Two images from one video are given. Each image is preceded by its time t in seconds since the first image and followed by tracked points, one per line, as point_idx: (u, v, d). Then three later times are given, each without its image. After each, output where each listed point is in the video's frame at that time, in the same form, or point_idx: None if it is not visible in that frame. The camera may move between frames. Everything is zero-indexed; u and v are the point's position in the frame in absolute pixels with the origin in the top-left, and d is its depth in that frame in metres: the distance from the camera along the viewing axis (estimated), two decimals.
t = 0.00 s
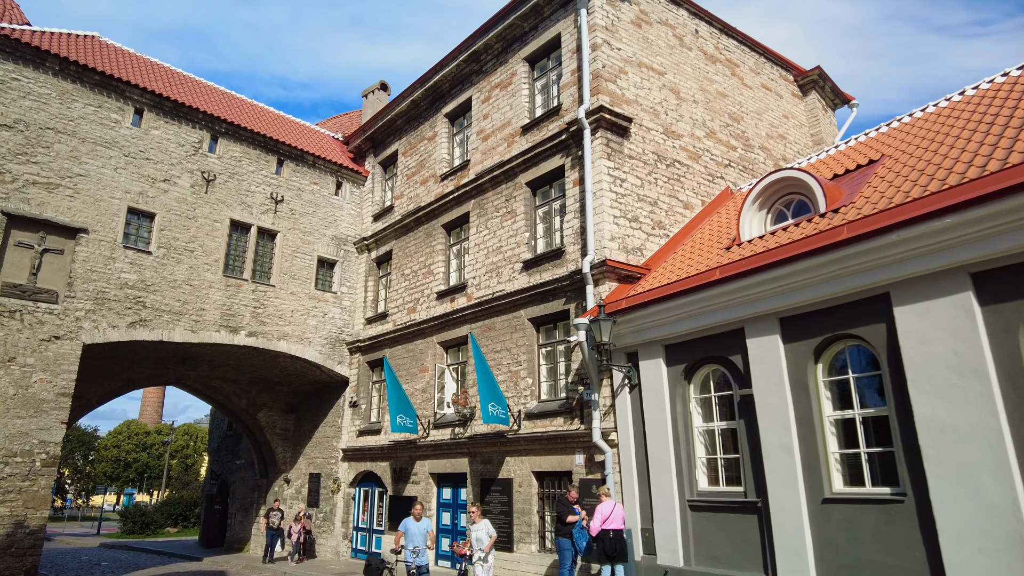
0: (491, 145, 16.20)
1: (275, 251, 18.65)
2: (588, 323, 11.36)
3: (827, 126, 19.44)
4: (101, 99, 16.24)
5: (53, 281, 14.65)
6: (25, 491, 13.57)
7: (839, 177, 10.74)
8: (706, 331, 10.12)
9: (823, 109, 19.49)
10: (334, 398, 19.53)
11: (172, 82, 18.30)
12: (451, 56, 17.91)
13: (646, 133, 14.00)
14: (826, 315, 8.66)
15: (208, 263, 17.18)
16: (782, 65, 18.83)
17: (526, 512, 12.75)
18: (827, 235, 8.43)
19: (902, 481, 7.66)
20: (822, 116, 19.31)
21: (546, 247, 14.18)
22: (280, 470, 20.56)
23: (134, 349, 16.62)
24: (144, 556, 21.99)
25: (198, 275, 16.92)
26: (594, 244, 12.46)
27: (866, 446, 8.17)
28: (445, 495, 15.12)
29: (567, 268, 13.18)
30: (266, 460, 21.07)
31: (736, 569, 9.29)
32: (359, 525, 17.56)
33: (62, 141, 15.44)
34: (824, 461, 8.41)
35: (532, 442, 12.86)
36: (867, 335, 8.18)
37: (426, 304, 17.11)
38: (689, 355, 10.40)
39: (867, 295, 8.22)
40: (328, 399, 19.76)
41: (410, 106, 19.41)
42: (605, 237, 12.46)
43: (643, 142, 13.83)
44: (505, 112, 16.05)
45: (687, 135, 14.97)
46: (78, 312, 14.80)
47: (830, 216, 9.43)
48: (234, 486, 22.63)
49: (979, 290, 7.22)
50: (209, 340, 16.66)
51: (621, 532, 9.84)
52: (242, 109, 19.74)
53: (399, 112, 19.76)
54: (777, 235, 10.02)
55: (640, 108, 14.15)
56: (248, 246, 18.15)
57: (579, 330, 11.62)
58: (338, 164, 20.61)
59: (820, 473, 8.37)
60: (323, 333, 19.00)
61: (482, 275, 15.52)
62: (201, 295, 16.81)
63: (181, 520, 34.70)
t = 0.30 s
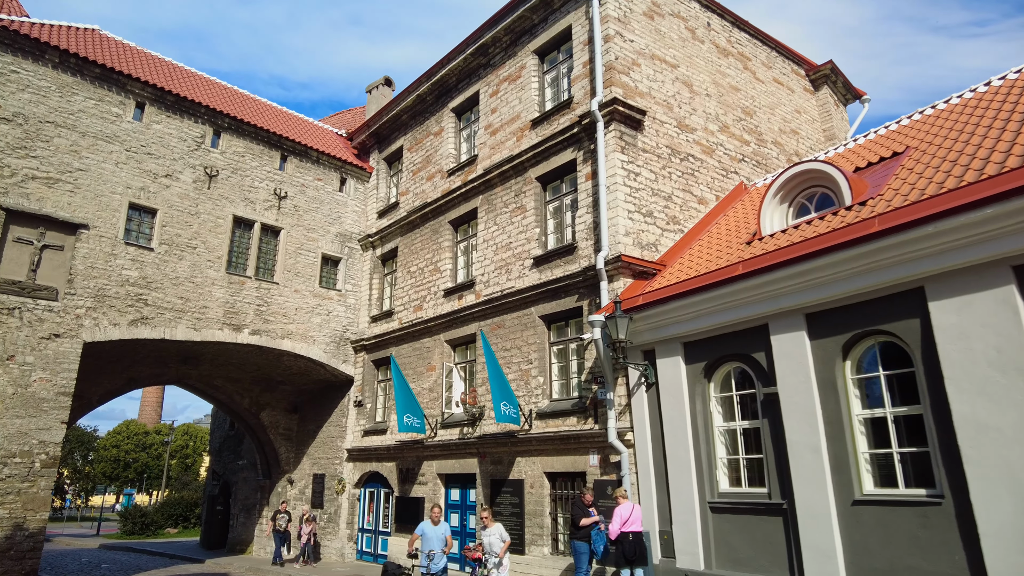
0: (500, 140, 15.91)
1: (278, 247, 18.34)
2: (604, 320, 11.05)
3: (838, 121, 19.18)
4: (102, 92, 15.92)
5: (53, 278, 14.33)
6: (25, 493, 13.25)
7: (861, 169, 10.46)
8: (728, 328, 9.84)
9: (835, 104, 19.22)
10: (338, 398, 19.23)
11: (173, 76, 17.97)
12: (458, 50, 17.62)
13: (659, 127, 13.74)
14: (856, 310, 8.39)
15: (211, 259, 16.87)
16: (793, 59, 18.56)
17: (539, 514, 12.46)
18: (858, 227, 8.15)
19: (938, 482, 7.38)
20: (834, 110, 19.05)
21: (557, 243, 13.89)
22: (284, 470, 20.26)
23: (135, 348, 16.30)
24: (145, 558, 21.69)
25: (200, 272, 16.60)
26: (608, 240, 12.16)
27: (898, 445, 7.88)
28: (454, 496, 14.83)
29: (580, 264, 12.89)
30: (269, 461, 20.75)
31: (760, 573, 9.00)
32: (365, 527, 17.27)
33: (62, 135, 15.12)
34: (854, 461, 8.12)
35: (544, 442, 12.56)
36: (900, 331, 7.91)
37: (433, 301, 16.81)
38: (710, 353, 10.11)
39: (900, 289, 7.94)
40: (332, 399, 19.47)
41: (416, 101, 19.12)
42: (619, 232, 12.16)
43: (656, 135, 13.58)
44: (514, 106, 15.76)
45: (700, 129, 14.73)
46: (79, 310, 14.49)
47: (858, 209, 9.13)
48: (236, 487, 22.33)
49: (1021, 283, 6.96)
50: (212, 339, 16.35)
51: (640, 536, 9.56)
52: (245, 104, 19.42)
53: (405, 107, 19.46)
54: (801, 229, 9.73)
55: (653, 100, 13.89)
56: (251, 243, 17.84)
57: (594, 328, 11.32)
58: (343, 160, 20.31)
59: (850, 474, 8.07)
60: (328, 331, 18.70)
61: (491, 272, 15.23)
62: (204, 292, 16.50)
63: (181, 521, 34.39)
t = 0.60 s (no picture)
0: (509, 131, 15.62)
1: (282, 242, 18.04)
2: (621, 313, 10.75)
3: (851, 114, 18.90)
4: (104, 82, 15.62)
5: (53, 271, 14.03)
6: (25, 491, 12.95)
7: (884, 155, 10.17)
8: (751, 319, 9.58)
9: (848, 96, 18.94)
10: (343, 395, 18.93)
11: (176, 67, 17.67)
12: (465, 40, 17.33)
13: (673, 116, 13.47)
14: (887, 301, 8.12)
15: (214, 253, 16.57)
16: (805, 51, 18.27)
17: (551, 512, 12.18)
18: (890, 213, 7.87)
19: (976, 477, 7.10)
20: (847, 103, 18.77)
21: (569, 235, 13.60)
22: (288, 468, 19.96)
23: (137, 343, 16.00)
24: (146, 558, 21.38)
25: (204, 266, 16.30)
26: (623, 231, 11.86)
27: (932, 439, 7.60)
28: (462, 494, 14.55)
29: (593, 256, 12.60)
30: (273, 459, 20.45)
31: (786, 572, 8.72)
32: (371, 526, 16.99)
33: (63, 125, 14.82)
34: (886, 456, 7.84)
35: (556, 438, 12.27)
36: (934, 321, 7.64)
37: (440, 296, 16.52)
38: (733, 345, 9.84)
39: (934, 278, 7.68)
40: (337, 395, 19.17)
41: (422, 93, 18.82)
42: (634, 223, 11.87)
43: (670, 125, 13.31)
44: (524, 97, 15.47)
45: (714, 119, 14.47)
46: (80, 304, 14.19)
47: (886, 195, 8.86)
48: (239, 486, 22.03)
49: None
50: (216, 334, 16.05)
51: (661, 534, 9.28)
52: (248, 96, 19.12)
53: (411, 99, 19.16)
54: (826, 217, 9.46)
55: (667, 90, 13.62)
56: (255, 237, 17.54)
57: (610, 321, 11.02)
58: (347, 154, 20.01)
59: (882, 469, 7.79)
60: (333, 327, 18.41)
61: (500, 265, 14.93)
62: (207, 287, 16.20)
63: (182, 521, 34.06)
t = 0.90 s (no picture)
0: (519, 130, 15.33)
1: (287, 244, 17.72)
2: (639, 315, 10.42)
3: (864, 114, 18.61)
4: (105, 80, 15.32)
5: (53, 272, 13.70)
6: (22, 498, 12.58)
7: (909, 152, 9.90)
8: (777, 320, 9.25)
9: (860, 96, 18.66)
10: (347, 399, 18.57)
11: (179, 65, 17.38)
12: (473, 39, 17.06)
13: (689, 115, 13.19)
14: (922, 301, 7.81)
15: (217, 255, 16.24)
16: (818, 50, 18.00)
17: (565, 520, 11.83)
18: (928, 208, 7.56)
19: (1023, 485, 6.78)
20: (860, 103, 18.48)
21: (582, 236, 13.28)
22: (290, 475, 19.58)
23: (138, 346, 15.64)
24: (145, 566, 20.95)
25: (206, 268, 15.97)
26: (639, 230, 11.55)
27: (972, 446, 7.28)
28: (471, 501, 14.20)
29: (608, 257, 12.28)
30: (275, 465, 20.07)
31: None
32: (376, 533, 16.63)
33: (64, 124, 14.52)
34: (924, 463, 7.50)
35: (570, 444, 11.91)
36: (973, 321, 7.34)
37: (448, 299, 16.19)
38: (757, 347, 9.51)
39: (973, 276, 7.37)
40: (342, 400, 18.81)
41: (429, 92, 18.54)
42: (651, 223, 11.56)
43: (686, 123, 13.03)
44: (534, 95, 15.18)
45: (729, 118, 14.19)
46: (80, 306, 13.84)
47: (918, 192, 8.55)
48: (241, 492, 21.63)
49: None
50: (218, 337, 15.70)
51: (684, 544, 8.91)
52: (252, 96, 18.82)
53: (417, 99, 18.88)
54: (853, 215, 9.15)
55: (681, 88, 13.34)
56: (259, 239, 17.22)
57: (628, 323, 10.68)
58: (352, 154, 19.72)
59: (919, 476, 7.45)
60: (337, 330, 18.07)
61: (510, 267, 14.61)
62: (210, 289, 15.86)
63: (181, 527, 33.59)
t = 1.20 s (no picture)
0: (527, 122, 15.02)
1: (290, 239, 17.40)
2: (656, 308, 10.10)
3: (877, 107, 18.30)
4: (105, 71, 15.01)
5: (51, 267, 13.37)
6: (19, 498, 12.24)
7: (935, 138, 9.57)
8: (801, 311, 8.93)
9: (873, 89, 18.35)
10: (351, 398, 18.24)
11: (180, 57, 17.07)
12: (480, 30, 16.74)
13: (703, 104, 12.89)
14: (957, 289, 7.48)
15: (219, 250, 15.91)
16: (830, 42, 17.69)
17: (578, 520, 11.49)
18: (963, 192, 7.23)
19: None
20: (872, 96, 18.18)
21: (593, 229, 12.96)
22: (293, 475, 19.23)
23: (139, 343, 15.31)
24: (145, 568, 20.61)
25: (208, 263, 15.64)
26: (654, 222, 11.23)
27: (1012, 440, 6.94)
28: (479, 501, 13.86)
29: (621, 249, 11.96)
30: (278, 465, 19.72)
31: None
32: (381, 535, 16.28)
33: (63, 115, 14.21)
34: (960, 458, 7.17)
35: (583, 442, 11.58)
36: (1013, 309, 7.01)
37: (454, 295, 15.87)
38: (780, 340, 9.18)
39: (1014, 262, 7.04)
40: (345, 399, 18.48)
41: (434, 86, 18.23)
42: (666, 214, 11.24)
43: (700, 113, 12.72)
44: (543, 86, 14.86)
45: (743, 109, 13.88)
46: (78, 301, 13.52)
47: (949, 176, 8.21)
48: (242, 493, 21.28)
49: None
50: (221, 334, 15.37)
51: (706, 544, 8.58)
52: (255, 89, 18.51)
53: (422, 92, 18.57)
54: (881, 202, 8.82)
55: (695, 77, 13.04)
56: (261, 234, 16.89)
57: (645, 316, 10.37)
58: (356, 149, 19.41)
59: (955, 472, 7.11)
60: (341, 327, 17.74)
61: (519, 261, 14.29)
62: (211, 284, 15.53)
63: (182, 529, 33.23)
